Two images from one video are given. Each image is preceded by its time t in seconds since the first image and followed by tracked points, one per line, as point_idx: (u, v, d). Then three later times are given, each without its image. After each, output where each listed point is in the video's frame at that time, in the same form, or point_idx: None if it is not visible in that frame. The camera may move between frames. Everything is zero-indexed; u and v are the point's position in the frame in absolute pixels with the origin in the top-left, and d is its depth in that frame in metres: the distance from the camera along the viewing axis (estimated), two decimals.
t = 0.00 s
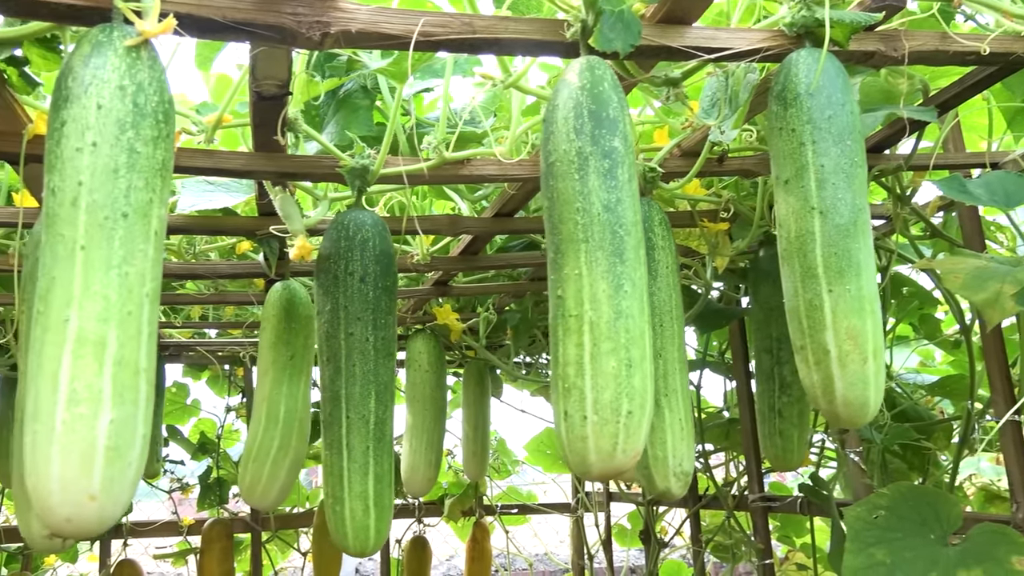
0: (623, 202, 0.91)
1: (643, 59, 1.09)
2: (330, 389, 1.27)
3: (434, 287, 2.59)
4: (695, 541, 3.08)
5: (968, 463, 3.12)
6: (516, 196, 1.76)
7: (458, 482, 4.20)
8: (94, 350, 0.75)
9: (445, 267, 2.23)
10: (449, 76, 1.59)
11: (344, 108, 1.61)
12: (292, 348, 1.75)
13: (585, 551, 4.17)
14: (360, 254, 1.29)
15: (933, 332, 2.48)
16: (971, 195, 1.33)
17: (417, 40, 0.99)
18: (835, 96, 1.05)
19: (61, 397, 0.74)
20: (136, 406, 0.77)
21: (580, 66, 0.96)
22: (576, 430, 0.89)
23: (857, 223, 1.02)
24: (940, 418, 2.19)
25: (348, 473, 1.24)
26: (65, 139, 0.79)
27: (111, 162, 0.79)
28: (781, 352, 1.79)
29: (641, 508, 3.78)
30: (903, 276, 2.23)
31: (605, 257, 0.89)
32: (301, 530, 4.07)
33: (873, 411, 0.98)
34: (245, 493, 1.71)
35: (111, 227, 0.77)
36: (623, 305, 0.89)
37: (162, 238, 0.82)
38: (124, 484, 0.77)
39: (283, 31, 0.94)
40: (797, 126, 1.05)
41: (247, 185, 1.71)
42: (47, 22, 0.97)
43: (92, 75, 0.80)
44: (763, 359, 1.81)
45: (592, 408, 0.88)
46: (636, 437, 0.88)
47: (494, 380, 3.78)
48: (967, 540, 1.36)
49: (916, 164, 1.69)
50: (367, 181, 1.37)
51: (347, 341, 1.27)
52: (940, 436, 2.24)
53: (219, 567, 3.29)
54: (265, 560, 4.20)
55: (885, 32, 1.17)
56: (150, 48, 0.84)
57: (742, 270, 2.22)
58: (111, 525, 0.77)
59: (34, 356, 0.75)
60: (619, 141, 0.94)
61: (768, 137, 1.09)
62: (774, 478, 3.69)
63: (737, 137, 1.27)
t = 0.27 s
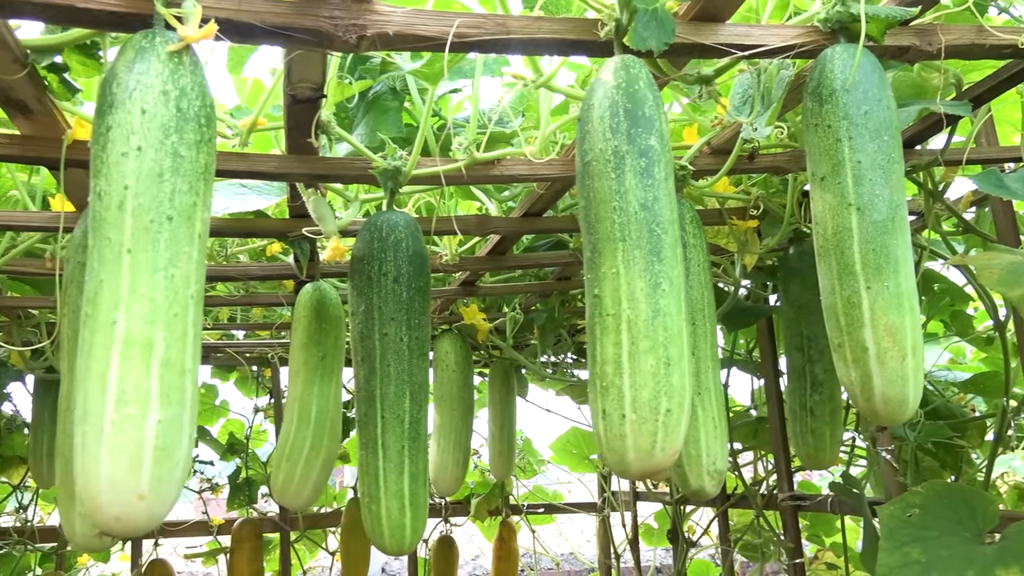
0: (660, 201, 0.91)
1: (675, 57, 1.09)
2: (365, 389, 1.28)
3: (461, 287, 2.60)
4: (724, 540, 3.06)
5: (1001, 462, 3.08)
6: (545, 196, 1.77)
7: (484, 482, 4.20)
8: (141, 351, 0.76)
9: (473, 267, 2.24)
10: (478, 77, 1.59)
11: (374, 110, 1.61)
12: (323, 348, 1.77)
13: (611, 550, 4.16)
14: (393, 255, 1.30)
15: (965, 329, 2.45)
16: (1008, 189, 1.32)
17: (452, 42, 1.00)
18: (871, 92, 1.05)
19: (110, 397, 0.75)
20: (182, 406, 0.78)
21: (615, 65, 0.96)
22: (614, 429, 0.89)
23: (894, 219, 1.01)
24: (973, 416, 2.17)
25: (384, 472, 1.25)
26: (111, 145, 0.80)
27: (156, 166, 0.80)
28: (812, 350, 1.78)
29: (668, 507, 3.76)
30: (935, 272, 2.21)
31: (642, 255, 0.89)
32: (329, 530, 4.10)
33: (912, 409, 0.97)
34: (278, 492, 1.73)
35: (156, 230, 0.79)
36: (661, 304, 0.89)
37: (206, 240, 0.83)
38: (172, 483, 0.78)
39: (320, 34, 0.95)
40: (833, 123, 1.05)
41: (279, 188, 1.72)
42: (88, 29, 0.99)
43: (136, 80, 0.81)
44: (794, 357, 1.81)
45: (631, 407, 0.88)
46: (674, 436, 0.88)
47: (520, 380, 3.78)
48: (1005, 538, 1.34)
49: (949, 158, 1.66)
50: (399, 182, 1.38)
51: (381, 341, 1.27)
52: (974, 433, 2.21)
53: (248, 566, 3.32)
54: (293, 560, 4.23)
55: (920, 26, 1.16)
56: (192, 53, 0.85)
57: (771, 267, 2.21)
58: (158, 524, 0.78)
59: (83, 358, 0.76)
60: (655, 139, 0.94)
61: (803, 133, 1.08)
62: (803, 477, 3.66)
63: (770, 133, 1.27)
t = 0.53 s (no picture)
0: (689, 201, 0.91)
1: (701, 57, 1.10)
2: (393, 391, 1.29)
3: (484, 288, 2.61)
4: (749, 540, 3.05)
5: None
6: (569, 197, 1.77)
7: (507, 483, 4.20)
8: (180, 354, 0.77)
9: (496, 268, 2.24)
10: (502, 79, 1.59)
11: (398, 113, 1.62)
12: (349, 350, 1.78)
13: (635, 551, 4.15)
14: (420, 257, 1.31)
15: (992, 326, 2.43)
16: None
17: (479, 45, 1.01)
18: (900, 89, 1.04)
19: (149, 400, 0.76)
20: (219, 408, 0.79)
21: (643, 66, 0.96)
22: (645, 429, 0.89)
23: (924, 217, 1.01)
24: (1002, 414, 2.15)
25: (413, 472, 1.26)
26: (147, 151, 0.81)
27: (192, 172, 0.81)
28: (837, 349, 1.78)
29: (692, 507, 3.75)
30: (962, 269, 2.19)
31: (671, 256, 0.90)
32: (353, 531, 4.12)
33: (943, 407, 0.97)
34: (306, 493, 1.74)
35: (193, 235, 0.80)
36: (691, 304, 0.89)
37: (241, 245, 0.85)
38: (210, 484, 0.79)
39: (349, 40, 0.96)
40: (861, 120, 1.04)
41: (304, 192, 1.71)
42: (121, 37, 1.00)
43: (171, 88, 0.83)
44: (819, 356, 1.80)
45: (661, 407, 0.88)
46: (705, 435, 0.88)
47: (542, 380, 3.78)
48: None
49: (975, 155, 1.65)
50: (425, 185, 1.39)
51: (409, 343, 1.28)
52: (1003, 432, 2.19)
53: (274, 567, 3.34)
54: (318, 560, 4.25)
55: (947, 23, 1.15)
56: (224, 59, 0.86)
57: (795, 265, 2.20)
58: (196, 524, 0.79)
59: (122, 362, 0.78)
60: (683, 140, 0.94)
61: (831, 131, 1.08)
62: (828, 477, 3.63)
63: (796, 132, 1.26)
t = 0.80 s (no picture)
0: (721, 200, 0.92)
1: (730, 57, 1.09)
2: (423, 391, 1.30)
3: (508, 289, 2.61)
4: (775, 541, 3.03)
5: None
6: (594, 197, 1.77)
7: (530, 484, 4.20)
8: (220, 356, 0.79)
9: (521, 269, 2.25)
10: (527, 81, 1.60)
11: (423, 116, 1.63)
12: (376, 352, 1.79)
13: (659, 552, 4.13)
14: (449, 258, 1.31)
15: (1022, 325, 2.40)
16: None
17: (509, 47, 1.01)
18: (932, 86, 1.04)
19: (191, 401, 0.77)
20: (259, 408, 0.81)
21: (673, 65, 0.96)
22: (679, 429, 0.89)
23: (957, 214, 1.00)
24: None
25: (444, 472, 1.27)
26: (185, 156, 0.82)
27: (229, 176, 0.82)
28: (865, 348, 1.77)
29: (716, 508, 3.73)
30: (991, 266, 2.17)
31: (704, 255, 0.90)
32: (377, 532, 4.13)
33: (978, 405, 0.96)
34: (334, 494, 1.76)
35: (231, 239, 0.81)
36: (724, 303, 0.89)
37: (278, 248, 0.86)
38: (250, 484, 0.80)
39: (381, 44, 0.97)
40: (892, 118, 1.04)
41: (331, 195, 1.75)
42: (156, 44, 1.02)
43: (208, 93, 0.84)
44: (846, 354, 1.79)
45: (695, 406, 0.88)
46: (740, 434, 0.88)
47: (564, 381, 3.78)
48: None
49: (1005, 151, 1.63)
50: (453, 187, 1.39)
51: (439, 344, 1.29)
52: None
53: (299, 568, 3.36)
54: (343, 561, 4.27)
55: (979, 19, 1.15)
56: (260, 64, 0.87)
57: (821, 264, 2.19)
58: (237, 523, 0.80)
59: (163, 363, 0.79)
60: (715, 139, 0.94)
61: (862, 129, 1.08)
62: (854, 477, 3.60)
63: (825, 130, 1.26)
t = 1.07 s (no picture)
0: (761, 196, 0.91)
1: (766, 52, 1.09)
2: (458, 391, 1.30)
3: (536, 290, 2.61)
4: (806, 542, 3.00)
5: None
6: (625, 196, 1.76)
7: (557, 485, 4.20)
8: (265, 355, 0.79)
9: (549, 269, 2.25)
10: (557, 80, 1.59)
11: (452, 117, 1.63)
12: (406, 353, 1.79)
13: (687, 553, 4.11)
14: (483, 258, 1.31)
15: None
16: None
17: (545, 46, 1.01)
18: (973, 79, 1.03)
19: (236, 400, 0.78)
20: (303, 407, 0.81)
21: (711, 62, 0.96)
22: (720, 427, 0.89)
23: (1001, 209, 0.99)
24: None
25: (479, 472, 1.27)
26: (229, 158, 0.83)
27: (272, 177, 0.83)
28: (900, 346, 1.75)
29: (746, 509, 3.71)
30: None
31: (745, 252, 0.89)
32: (404, 533, 4.14)
33: None
34: (366, 494, 1.76)
35: (275, 239, 0.82)
36: (766, 300, 0.89)
37: (319, 248, 0.86)
38: (295, 483, 0.80)
39: (418, 44, 0.97)
40: (933, 112, 1.03)
41: (361, 197, 1.76)
42: (194, 48, 1.02)
43: (250, 95, 0.84)
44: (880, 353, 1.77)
45: (737, 404, 0.88)
46: (783, 432, 0.87)
47: (591, 381, 3.78)
48: None
49: None
50: (485, 187, 1.39)
51: (474, 344, 1.29)
52: None
53: (328, 569, 3.38)
54: (370, 562, 4.29)
55: (1019, 11, 1.13)
56: (301, 66, 0.87)
57: (852, 262, 2.17)
58: (282, 522, 0.81)
59: (209, 363, 0.80)
60: (754, 135, 0.93)
61: (901, 124, 1.06)
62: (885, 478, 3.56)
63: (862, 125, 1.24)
